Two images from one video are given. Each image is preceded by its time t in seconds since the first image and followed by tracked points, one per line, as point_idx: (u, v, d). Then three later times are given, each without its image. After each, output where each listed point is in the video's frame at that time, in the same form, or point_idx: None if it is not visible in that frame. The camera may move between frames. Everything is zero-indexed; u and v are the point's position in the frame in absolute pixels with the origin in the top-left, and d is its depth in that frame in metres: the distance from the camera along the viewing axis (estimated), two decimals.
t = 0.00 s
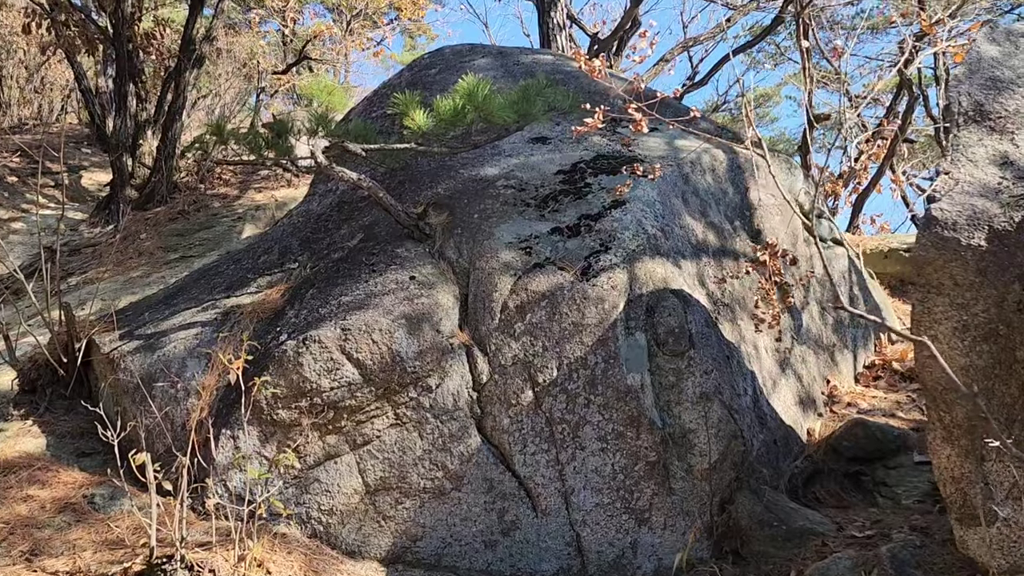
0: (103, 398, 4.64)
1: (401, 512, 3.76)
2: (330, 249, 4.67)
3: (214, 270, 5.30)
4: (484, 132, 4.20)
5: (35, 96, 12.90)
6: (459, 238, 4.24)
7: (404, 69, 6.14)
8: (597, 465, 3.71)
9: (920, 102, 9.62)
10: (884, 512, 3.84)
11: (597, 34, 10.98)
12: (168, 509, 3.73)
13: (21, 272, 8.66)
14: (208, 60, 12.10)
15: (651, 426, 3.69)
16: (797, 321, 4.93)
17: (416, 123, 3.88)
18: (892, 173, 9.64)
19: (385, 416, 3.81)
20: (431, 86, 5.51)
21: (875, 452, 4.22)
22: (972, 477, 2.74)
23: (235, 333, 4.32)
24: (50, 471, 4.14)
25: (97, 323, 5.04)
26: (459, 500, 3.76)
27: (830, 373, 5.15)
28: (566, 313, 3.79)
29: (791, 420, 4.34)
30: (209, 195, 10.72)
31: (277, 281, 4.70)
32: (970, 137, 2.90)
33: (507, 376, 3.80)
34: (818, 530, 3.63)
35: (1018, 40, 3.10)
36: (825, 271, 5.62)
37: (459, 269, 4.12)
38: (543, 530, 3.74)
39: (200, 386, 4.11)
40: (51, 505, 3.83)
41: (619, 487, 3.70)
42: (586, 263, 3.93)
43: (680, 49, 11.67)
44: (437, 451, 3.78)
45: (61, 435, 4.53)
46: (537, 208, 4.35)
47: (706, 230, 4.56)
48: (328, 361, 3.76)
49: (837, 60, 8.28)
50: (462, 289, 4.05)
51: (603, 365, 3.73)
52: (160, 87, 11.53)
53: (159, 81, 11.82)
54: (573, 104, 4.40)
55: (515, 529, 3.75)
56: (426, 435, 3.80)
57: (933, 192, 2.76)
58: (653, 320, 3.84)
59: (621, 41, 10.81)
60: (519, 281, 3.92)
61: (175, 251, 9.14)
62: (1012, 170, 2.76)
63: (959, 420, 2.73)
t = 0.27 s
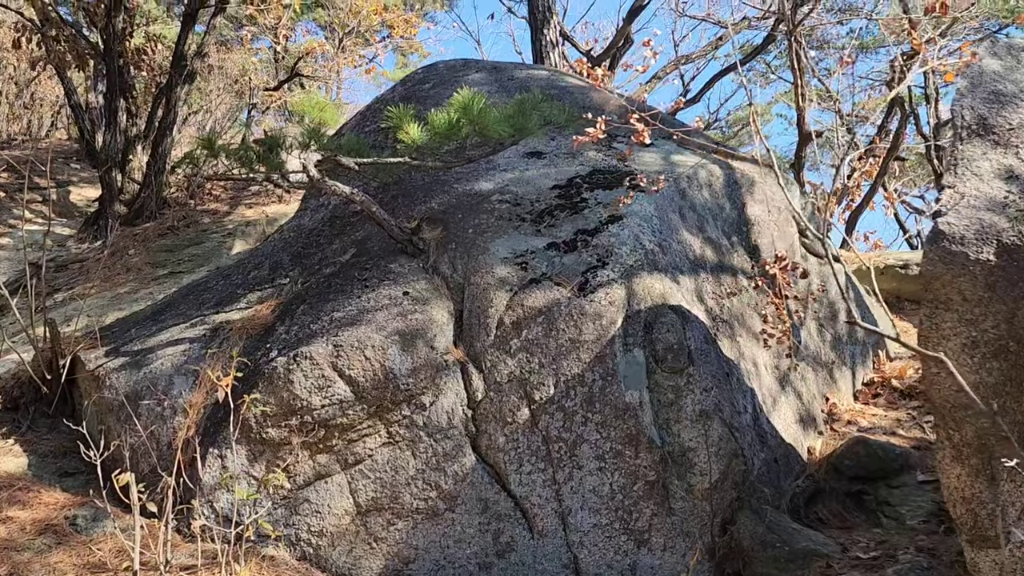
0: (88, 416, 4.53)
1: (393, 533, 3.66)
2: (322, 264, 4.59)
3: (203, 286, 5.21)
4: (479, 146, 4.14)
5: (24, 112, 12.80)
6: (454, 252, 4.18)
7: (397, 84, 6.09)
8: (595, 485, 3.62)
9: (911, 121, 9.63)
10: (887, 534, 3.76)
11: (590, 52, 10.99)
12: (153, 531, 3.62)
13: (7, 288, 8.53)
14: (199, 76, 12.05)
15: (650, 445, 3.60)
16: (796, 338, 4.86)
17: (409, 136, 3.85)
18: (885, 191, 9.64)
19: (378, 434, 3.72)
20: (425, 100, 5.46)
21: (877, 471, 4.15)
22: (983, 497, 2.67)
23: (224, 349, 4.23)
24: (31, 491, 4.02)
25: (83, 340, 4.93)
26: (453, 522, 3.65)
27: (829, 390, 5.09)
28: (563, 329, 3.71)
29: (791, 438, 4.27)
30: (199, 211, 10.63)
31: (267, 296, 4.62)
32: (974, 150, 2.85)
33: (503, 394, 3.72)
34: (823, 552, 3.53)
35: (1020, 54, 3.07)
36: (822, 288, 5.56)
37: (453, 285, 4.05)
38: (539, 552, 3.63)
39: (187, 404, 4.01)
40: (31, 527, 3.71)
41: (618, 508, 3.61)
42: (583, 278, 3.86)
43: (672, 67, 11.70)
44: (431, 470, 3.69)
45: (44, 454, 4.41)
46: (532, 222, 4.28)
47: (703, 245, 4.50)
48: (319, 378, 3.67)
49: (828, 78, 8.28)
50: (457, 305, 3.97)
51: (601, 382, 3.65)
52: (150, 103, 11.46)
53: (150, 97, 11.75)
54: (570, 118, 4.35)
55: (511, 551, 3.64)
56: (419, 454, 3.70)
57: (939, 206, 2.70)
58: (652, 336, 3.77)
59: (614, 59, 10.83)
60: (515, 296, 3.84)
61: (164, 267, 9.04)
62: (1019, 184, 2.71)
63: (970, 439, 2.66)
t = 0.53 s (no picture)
0: (69, 434, 4.35)
1: (387, 557, 3.49)
2: (314, 275, 4.45)
3: (191, 299, 5.05)
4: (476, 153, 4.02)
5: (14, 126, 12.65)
6: (451, 262, 4.04)
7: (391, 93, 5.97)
8: (598, 505, 3.45)
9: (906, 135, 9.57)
10: (903, 555, 3.61)
11: (585, 66, 10.93)
12: (133, 556, 3.43)
13: None
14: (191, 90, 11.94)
15: (656, 462, 3.43)
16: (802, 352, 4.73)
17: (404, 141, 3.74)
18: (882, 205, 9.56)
19: (371, 452, 3.56)
20: (420, 109, 5.34)
21: (889, 489, 4.01)
22: (1011, 517, 2.53)
23: (211, 364, 4.07)
24: (8, 514, 3.84)
25: (66, 355, 4.76)
26: (450, 544, 3.48)
27: (835, 406, 4.95)
28: (565, 341, 3.56)
29: (799, 456, 4.12)
30: (189, 225, 10.48)
31: (257, 309, 4.47)
32: (994, 153, 2.73)
33: (502, 409, 3.56)
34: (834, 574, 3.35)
35: None
36: (826, 301, 5.43)
37: (450, 296, 3.91)
38: None
39: (173, 421, 3.85)
40: (6, 551, 3.52)
41: (622, 528, 3.42)
42: (584, 289, 3.73)
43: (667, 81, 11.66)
44: (427, 490, 3.52)
45: (23, 474, 4.23)
46: (532, 232, 4.15)
47: (707, 256, 4.37)
48: (310, 393, 3.51)
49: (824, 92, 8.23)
50: (454, 317, 3.83)
51: (604, 397, 3.49)
52: (140, 117, 11.33)
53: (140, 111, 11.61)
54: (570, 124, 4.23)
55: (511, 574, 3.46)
56: (414, 473, 3.54)
57: (961, 209, 2.58)
58: (657, 349, 3.62)
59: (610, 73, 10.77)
60: (514, 308, 3.70)
61: (153, 282, 8.86)
62: None
63: (998, 455, 2.52)
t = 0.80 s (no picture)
0: (55, 461, 4.14)
1: None
2: (311, 292, 4.26)
3: (183, 318, 4.86)
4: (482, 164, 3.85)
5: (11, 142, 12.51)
6: (454, 278, 3.86)
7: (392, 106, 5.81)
8: (612, 536, 3.22)
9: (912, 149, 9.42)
10: None
11: (588, 79, 10.80)
12: None
13: None
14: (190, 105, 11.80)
15: (673, 491, 3.22)
16: (820, 371, 4.53)
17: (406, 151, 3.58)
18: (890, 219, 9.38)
19: (371, 481, 3.36)
20: (421, 120, 5.17)
21: (917, 518, 3.77)
22: None
23: (202, 387, 3.87)
24: None
25: (53, 377, 4.56)
26: None
27: (854, 427, 4.74)
28: (575, 362, 3.36)
29: (821, 482, 3.91)
30: (186, 242, 10.30)
31: (252, 328, 4.27)
32: None
33: (510, 435, 3.36)
34: None
35: None
36: (842, 317, 5.23)
37: (454, 314, 3.71)
38: None
39: (161, 448, 3.65)
40: None
41: (637, 562, 3.18)
42: (596, 306, 3.54)
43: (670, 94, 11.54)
44: (430, 521, 3.31)
45: (5, 503, 4.02)
46: (539, 246, 3.97)
47: (721, 271, 4.18)
48: (306, 419, 3.32)
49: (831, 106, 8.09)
50: (458, 336, 3.63)
51: (618, 421, 3.29)
52: (138, 133, 11.19)
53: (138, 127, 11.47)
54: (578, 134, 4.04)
55: None
56: (417, 503, 3.33)
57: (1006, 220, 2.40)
58: (672, 370, 3.43)
59: (613, 86, 10.63)
60: (522, 326, 3.50)
61: (148, 300, 8.67)
62: None
63: None
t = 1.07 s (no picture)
0: (42, 495, 3.95)
1: None
2: (309, 316, 4.08)
3: (178, 341, 4.68)
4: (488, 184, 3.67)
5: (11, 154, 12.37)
6: (460, 303, 3.67)
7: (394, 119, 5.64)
8: None
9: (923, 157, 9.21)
10: None
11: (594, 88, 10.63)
12: None
13: None
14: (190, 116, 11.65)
15: (693, 532, 3.01)
16: (843, 396, 4.32)
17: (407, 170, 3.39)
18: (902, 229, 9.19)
19: (372, 521, 3.17)
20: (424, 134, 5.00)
21: (951, 553, 3.50)
22: None
23: (195, 418, 3.68)
24: None
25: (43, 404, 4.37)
26: None
27: (878, 453, 4.53)
28: (589, 395, 3.17)
29: (848, 516, 3.70)
30: (186, 256, 10.12)
31: (248, 354, 4.08)
32: None
33: (519, 472, 3.15)
34: None
35: None
36: (863, 337, 5.03)
37: (460, 342, 3.52)
38: None
39: (151, 485, 3.45)
40: None
41: None
42: (610, 334, 3.34)
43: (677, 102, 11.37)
44: (435, 564, 3.11)
45: None
46: (548, 268, 3.78)
47: (739, 293, 3.99)
48: (303, 456, 3.13)
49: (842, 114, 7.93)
50: (463, 365, 3.44)
51: (635, 458, 3.09)
52: (138, 144, 11.04)
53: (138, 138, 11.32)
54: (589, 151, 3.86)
55: None
56: (420, 545, 3.14)
57: None
58: (691, 402, 3.23)
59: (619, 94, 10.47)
60: (532, 356, 3.31)
61: (147, 315, 8.49)
62: None
63: None
